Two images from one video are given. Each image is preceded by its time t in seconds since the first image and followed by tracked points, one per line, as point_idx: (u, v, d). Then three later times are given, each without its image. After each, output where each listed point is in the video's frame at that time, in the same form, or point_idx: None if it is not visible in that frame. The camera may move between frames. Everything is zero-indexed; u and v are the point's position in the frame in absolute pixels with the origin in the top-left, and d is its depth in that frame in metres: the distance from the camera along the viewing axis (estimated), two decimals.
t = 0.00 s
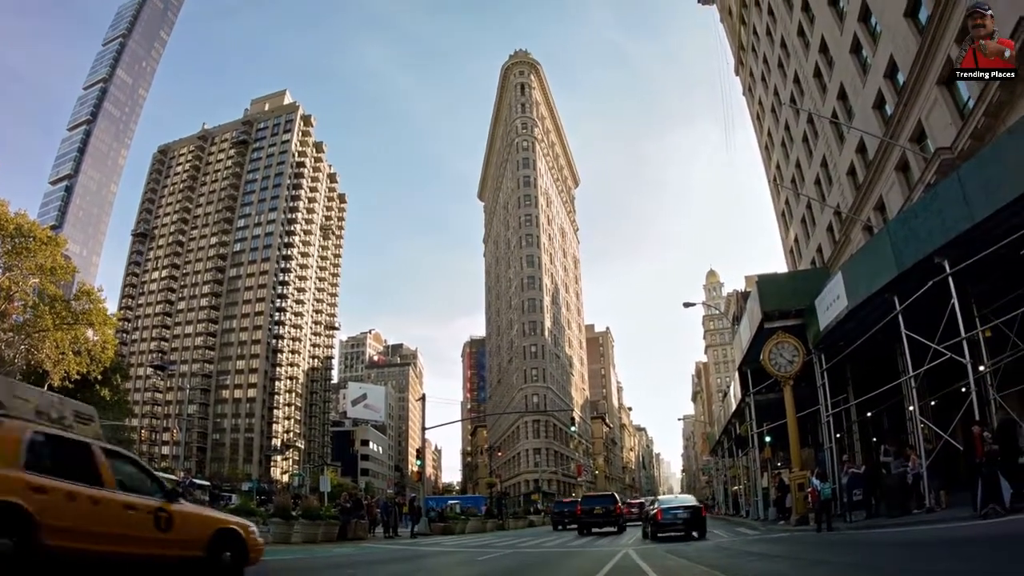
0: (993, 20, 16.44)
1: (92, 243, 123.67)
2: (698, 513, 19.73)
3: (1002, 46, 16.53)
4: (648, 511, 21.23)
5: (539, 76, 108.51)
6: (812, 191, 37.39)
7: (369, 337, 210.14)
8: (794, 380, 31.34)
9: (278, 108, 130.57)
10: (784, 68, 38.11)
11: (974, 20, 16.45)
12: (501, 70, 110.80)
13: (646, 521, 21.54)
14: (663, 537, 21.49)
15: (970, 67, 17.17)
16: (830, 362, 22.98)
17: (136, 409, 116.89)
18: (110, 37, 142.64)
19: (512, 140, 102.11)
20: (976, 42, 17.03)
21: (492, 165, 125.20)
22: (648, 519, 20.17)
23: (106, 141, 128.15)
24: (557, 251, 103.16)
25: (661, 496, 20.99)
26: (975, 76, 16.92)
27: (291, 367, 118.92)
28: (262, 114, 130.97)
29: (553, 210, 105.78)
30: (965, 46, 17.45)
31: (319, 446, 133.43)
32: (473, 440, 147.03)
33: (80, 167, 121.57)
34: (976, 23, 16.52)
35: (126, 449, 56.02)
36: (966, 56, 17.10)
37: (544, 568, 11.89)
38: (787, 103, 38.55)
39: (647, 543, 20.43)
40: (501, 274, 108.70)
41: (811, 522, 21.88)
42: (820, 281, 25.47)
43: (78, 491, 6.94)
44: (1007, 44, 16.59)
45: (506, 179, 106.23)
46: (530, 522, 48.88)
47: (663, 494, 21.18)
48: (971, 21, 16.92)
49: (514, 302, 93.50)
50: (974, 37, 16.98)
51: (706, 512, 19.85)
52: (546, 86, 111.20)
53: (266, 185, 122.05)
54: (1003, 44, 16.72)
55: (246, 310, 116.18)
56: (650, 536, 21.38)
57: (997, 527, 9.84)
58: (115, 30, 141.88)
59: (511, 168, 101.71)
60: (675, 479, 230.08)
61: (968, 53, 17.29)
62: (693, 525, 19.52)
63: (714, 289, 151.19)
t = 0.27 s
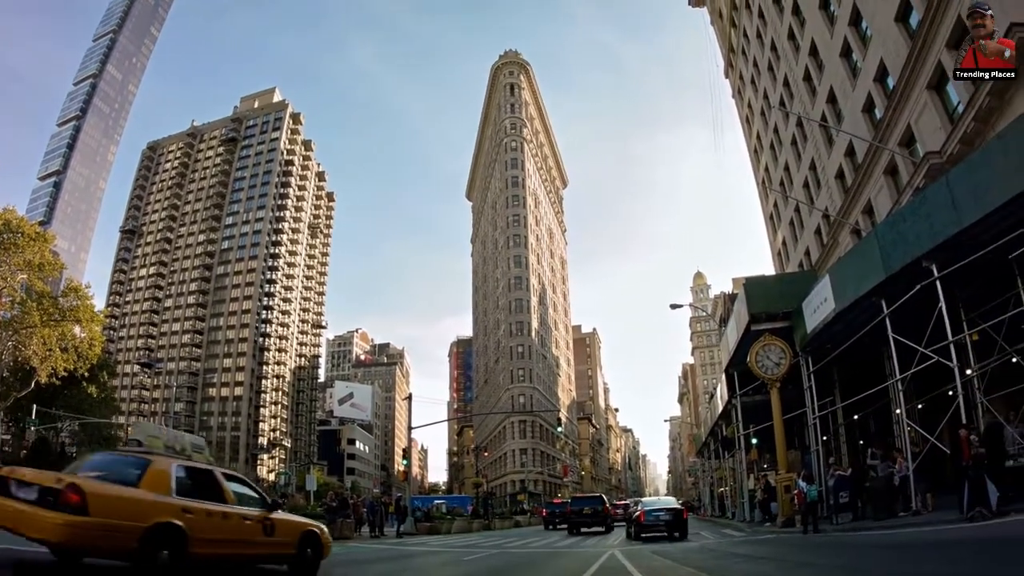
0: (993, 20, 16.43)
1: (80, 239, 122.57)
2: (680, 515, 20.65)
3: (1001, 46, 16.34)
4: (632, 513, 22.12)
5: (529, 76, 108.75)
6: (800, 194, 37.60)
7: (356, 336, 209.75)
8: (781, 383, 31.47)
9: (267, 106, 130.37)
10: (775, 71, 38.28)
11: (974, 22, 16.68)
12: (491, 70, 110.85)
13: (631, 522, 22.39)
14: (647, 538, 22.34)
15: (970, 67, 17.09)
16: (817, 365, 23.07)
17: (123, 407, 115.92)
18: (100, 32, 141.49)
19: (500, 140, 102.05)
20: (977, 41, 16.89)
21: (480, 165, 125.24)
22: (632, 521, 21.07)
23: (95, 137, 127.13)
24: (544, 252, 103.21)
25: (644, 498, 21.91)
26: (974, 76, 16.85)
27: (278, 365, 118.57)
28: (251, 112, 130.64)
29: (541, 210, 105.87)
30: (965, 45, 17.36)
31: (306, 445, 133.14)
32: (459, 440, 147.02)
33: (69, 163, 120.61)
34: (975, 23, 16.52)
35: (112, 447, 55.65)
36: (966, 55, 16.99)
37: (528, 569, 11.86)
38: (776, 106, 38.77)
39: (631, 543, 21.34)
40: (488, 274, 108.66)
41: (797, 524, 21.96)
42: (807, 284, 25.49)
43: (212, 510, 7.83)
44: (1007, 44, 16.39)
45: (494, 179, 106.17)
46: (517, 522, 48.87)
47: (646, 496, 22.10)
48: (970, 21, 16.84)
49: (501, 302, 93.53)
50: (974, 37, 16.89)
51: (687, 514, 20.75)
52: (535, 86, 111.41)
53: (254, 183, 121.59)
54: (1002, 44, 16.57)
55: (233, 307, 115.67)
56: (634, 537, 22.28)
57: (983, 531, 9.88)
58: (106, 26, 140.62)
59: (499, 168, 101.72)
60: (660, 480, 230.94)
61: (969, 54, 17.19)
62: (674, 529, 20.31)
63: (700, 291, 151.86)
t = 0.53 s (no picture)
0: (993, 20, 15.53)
1: (69, 236, 121.58)
2: (663, 517, 21.48)
3: (1002, 46, 15.74)
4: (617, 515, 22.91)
5: (518, 76, 108.76)
6: (789, 197, 37.82)
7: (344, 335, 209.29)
8: (768, 385, 31.65)
9: (257, 104, 130.02)
10: (765, 74, 38.51)
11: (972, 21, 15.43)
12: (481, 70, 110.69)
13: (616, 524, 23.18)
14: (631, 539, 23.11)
15: (970, 67, 16.25)
16: (805, 367, 23.15)
17: (110, 404, 115.01)
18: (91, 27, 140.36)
19: (489, 140, 101.98)
20: (976, 42, 16.06)
21: (469, 165, 125.15)
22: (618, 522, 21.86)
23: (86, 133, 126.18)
24: (533, 252, 103.25)
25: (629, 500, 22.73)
26: (976, 76, 16.03)
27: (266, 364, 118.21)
28: (240, 109, 130.22)
29: (529, 210, 105.88)
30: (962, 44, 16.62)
31: (293, 444, 132.80)
32: (446, 440, 146.94)
33: (59, 160, 119.69)
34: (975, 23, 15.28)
35: (100, 444, 55.29)
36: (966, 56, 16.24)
37: (515, 569, 11.89)
38: (766, 109, 38.98)
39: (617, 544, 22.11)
40: (475, 273, 108.59)
41: (784, 526, 22.08)
42: (795, 287, 25.59)
43: (299, 515, 9.63)
44: (1007, 43, 15.81)
45: (483, 179, 106.14)
46: (504, 523, 48.87)
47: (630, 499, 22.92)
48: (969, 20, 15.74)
49: (489, 302, 93.50)
50: (974, 36, 15.98)
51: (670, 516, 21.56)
52: (525, 86, 111.43)
53: (243, 181, 121.07)
54: (1002, 43, 16.00)
55: (220, 306, 115.15)
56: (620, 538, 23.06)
57: (969, 533, 9.95)
58: (97, 21, 139.64)
59: (488, 168, 101.61)
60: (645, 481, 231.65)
61: (967, 53, 16.37)
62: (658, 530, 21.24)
63: (688, 292, 152.36)
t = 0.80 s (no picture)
0: (992, 20, 15.39)
1: (60, 233, 120.63)
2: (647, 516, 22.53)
3: (1003, 45, 15.53)
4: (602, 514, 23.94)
5: (510, 76, 108.65)
6: (780, 199, 37.98)
7: (334, 335, 208.65)
8: (758, 386, 31.74)
9: (249, 102, 129.78)
10: (757, 76, 38.65)
11: (971, 22, 15.24)
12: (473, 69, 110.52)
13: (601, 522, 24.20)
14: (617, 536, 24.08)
15: (970, 67, 16.06)
16: (794, 368, 23.24)
17: (99, 403, 114.05)
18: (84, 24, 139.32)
19: (480, 140, 101.91)
20: (976, 41, 15.78)
21: (460, 165, 124.93)
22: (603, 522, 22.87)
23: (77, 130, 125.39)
24: (523, 253, 103.24)
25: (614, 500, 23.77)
26: (976, 76, 15.81)
27: (255, 363, 117.79)
28: (232, 107, 129.85)
29: (520, 211, 105.80)
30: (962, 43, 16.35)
31: (282, 443, 132.39)
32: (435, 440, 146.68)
33: (50, 156, 118.88)
34: (976, 23, 15.07)
35: (89, 442, 54.98)
36: (967, 55, 15.99)
37: (505, 568, 11.89)
38: (757, 111, 39.13)
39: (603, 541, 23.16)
40: (466, 273, 108.48)
41: (773, 528, 22.14)
42: (785, 289, 25.68)
43: (350, 516, 11.72)
44: (1007, 44, 15.61)
45: (474, 179, 106.09)
46: (492, 523, 48.83)
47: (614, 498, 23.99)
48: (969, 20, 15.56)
49: (479, 302, 93.40)
50: (974, 35, 15.75)
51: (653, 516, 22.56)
52: (517, 86, 111.38)
53: (235, 179, 120.58)
54: (1001, 43, 15.88)
55: (210, 304, 114.64)
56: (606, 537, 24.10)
57: (958, 535, 10.00)
58: (89, 18, 138.71)
59: (479, 168, 101.44)
60: (634, 482, 232.04)
61: (967, 53, 16.18)
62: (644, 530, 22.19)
63: (679, 294, 152.70)
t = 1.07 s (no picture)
0: (994, 19, 15.07)
1: (55, 231, 120.07)
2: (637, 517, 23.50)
3: (1003, 46, 15.31)
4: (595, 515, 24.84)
5: (505, 76, 108.81)
6: (774, 201, 38.07)
7: (329, 334, 208.56)
8: (752, 387, 31.81)
9: (244, 101, 129.50)
10: (752, 77, 38.75)
11: (972, 21, 14.88)
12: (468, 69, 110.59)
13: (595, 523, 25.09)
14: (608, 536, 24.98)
15: (970, 67, 15.87)
16: (789, 369, 23.27)
17: (93, 401, 113.55)
18: (80, 21, 138.81)
19: (475, 140, 101.87)
20: (975, 42, 15.59)
21: (455, 165, 124.97)
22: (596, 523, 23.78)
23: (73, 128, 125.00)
24: (518, 253, 103.26)
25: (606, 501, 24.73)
26: (976, 78, 15.66)
27: (250, 362, 117.53)
28: (228, 106, 129.55)
29: (514, 211, 105.86)
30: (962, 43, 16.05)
31: (276, 442, 132.17)
32: (429, 440, 146.80)
33: (45, 154, 118.41)
34: (976, 23, 14.68)
35: (83, 441, 54.84)
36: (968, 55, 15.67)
37: (501, 567, 12.06)
38: (753, 112, 39.22)
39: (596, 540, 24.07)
40: (461, 273, 108.49)
41: (768, 529, 22.19)
42: (780, 290, 25.72)
43: (389, 518, 13.63)
44: (1006, 44, 15.43)
45: (469, 179, 106.06)
46: (486, 523, 48.90)
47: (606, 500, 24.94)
48: (969, 20, 15.25)
49: (473, 302, 93.41)
50: (974, 36, 15.55)
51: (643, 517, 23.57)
52: (512, 87, 111.52)
53: (230, 178, 120.32)
54: (1003, 43, 15.53)
55: (205, 303, 114.36)
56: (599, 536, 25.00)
57: (952, 536, 10.03)
58: (84, 16, 138.24)
59: (474, 168, 101.46)
60: (627, 482, 232.50)
61: (966, 53, 15.97)
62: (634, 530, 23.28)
63: (673, 294, 153.04)
